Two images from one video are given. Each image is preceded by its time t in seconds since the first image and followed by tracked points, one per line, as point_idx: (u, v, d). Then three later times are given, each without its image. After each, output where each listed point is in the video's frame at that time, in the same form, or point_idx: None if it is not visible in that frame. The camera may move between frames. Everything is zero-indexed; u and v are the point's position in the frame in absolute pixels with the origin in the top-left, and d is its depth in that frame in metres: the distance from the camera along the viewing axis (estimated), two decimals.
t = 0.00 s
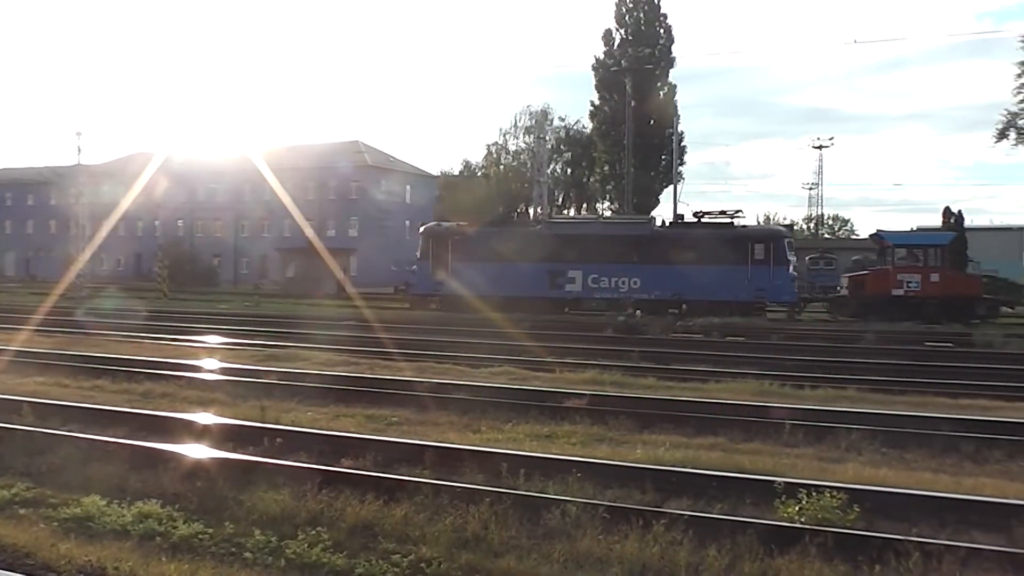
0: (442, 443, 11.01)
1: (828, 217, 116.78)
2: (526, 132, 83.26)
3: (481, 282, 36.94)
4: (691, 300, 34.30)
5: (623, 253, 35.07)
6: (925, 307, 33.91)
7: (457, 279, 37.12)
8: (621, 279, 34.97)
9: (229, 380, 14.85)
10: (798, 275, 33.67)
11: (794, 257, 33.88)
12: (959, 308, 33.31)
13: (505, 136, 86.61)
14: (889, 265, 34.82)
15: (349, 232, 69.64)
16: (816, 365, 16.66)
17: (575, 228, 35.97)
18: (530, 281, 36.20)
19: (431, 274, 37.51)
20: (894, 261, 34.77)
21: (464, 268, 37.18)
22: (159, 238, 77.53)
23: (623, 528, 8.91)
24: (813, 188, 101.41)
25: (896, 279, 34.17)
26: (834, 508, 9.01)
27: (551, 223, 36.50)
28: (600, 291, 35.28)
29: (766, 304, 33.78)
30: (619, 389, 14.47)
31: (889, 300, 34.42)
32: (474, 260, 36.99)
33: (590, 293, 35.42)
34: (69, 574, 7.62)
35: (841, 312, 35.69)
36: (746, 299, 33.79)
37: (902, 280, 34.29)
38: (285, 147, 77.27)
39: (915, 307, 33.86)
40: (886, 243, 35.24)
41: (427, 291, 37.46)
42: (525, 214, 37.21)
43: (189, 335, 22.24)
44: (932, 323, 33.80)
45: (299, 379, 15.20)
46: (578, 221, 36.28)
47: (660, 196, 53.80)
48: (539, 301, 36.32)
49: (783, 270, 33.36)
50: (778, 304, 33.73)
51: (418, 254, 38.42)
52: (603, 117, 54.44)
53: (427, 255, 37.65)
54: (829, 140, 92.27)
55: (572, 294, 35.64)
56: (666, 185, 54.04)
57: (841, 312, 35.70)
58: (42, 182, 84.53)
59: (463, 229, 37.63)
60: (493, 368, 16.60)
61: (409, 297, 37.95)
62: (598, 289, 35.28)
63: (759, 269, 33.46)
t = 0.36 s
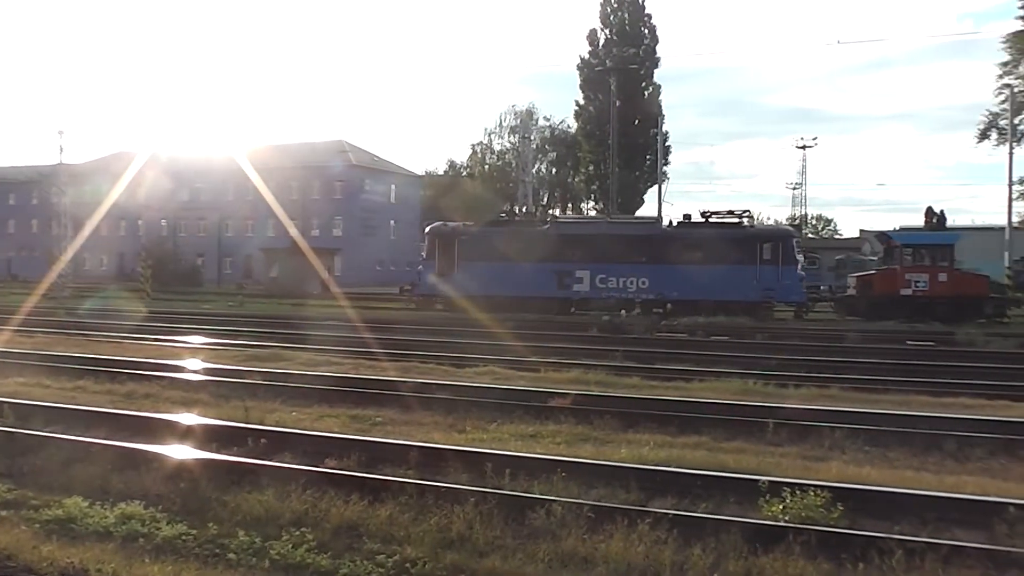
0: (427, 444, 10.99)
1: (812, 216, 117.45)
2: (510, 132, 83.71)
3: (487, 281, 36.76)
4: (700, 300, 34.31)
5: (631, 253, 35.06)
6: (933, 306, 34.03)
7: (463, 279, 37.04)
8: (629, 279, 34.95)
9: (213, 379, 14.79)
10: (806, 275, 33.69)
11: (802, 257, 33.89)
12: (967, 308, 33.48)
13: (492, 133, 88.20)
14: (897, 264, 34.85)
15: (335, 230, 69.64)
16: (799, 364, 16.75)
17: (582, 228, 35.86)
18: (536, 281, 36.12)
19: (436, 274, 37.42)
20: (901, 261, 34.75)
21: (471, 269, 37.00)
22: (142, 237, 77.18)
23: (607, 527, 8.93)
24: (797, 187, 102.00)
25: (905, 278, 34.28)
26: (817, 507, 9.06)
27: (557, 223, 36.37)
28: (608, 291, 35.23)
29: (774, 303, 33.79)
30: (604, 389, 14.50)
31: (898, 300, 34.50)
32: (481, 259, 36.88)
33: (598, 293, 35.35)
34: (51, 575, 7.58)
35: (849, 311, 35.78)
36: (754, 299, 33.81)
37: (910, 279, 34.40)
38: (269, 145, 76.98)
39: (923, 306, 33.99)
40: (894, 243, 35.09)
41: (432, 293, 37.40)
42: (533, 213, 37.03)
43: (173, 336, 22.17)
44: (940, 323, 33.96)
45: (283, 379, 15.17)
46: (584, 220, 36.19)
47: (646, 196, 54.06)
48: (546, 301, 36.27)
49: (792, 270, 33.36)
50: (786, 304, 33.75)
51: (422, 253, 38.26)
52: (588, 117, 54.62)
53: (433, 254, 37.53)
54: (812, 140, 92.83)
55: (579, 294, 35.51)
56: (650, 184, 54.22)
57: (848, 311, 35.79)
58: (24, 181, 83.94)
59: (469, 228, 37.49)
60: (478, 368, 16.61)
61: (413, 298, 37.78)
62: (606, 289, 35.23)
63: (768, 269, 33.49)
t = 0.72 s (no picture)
0: (412, 443, 10.98)
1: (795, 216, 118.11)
2: (494, 132, 84.62)
3: (491, 281, 36.61)
4: (709, 300, 34.42)
5: (638, 253, 35.05)
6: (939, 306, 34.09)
7: (468, 279, 36.81)
8: (636, 280, 34.95)
9: (195, 379, 14.71)
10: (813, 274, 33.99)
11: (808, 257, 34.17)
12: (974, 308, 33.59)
13: (475, 133, 89.24)
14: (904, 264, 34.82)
15: (318, 230, 69.59)
16: (782, 363, 16.80)
17: (588, 228, 35.79)
18: (543, 281, 35.99)
19: (443, 273, 37.24)
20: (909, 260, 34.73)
21: (478, 268, 36.87)
22: (123, 236, 76.76)
23: (591, 527, 8.94)
24: (780, 186, 102.50)
25: (912, 278, 34.23)
26: (800, 506, 9.10)
27: (564, 222, 36.24)
28: (615, 291, 35.23)
29: (782, 303, 34.01)
30: (589, 388, 14.51)
31: (906, 300, 34.41)
32: (486, 259, 36.73)
33: (605, 293, 35.30)
34: None
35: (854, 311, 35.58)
36: (762, 300, 34.00)
37: (917, 279, 34.35)
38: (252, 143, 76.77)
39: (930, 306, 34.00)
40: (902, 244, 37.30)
41: (437, 291, 37.25)
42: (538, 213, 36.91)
43: (154, 335, 22.04)
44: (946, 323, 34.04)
45: (267, 379, 15.12)
46: (589, 220, 36.11)
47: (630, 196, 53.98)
48: (552, 300, 36.18)
49: (800, 270, 33.61)
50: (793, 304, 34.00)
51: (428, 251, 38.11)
52: (572, 117, 54.67)
53: (439, 253, 37.38)
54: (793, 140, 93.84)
55: (587, 294, 35.44)
56: (635, 184, 54.20)
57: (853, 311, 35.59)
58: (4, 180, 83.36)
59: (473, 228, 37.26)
60: (463, 368, 16.59)
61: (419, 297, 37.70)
62: (613, 289, 35.21)
63: (776, 269, 33.69)
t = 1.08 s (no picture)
0: (395, 443, 10.96)
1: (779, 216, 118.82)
2: (479, 131, 86.40)
3: (498, 280, 36.26)
4: (718, 300, 34.60)
5: (646, 253, 35.11)
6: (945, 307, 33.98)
7: (473, 279, 36.52)
8: (645, 280, 35.02)
9: (177, 378, 14.64)
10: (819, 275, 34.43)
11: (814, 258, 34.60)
12: (981, 309, 33.49)
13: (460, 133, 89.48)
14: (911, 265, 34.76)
15: (301, 229, 69.45)
16: (764, 363, 16.86)
17: (596, 228, 35.73)
18: (549, 281, 35.80)
19: (449, 274, 36.74)
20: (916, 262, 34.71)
21: (484, 268, 36.51)
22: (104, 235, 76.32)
23: (575, 526, 8.95)
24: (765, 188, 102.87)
25: (919, 279, 34.14)
26: (783, 505, 9.13)
27: (570, 221, 36.08)
28: (623, 292, 35.23)
29: (789, 304, 34.38)
30: (573, 387, 14.54)
31: (914, 300, 34.15)
32: (492, 259, 36.35)
33: (613, 293, 35.29)
34: None
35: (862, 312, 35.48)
36: (769, 300, 34.31)
37: (924, 280, 34.27)
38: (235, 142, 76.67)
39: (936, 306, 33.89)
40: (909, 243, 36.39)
41: (445, 292, 36.76)
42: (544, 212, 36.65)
43: (136, 335, 21.93)
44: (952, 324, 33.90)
45: (250, 378, 15.06)
46: (596, 220, 36.06)
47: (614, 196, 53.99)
48: (558, 300, 36.00)
49: (807, 271, 34.01)
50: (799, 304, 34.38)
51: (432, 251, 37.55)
52: (557, 117, 54.76)
53: (445, 253, 36.84)
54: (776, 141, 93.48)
55: (595, 294, 35.35)
56: (620, 184, 54.30)
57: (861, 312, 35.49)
58: None
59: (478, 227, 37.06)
60: (446, 367, 16.57)
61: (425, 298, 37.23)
62: (621, 289, 35.21)
63: (783, 269, 34.07)
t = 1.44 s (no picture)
0: (378, 443, 10.95)
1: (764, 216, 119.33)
2: (463, 131, 85.83)
3: (506, 280, 36.24)
4: (725, 300, 34.67)
5: (653, 253, 35.21)
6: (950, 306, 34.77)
7: (478, 278, 36.48)
8: (652, 280, 35.11)
9: (159, 378, 14.56)
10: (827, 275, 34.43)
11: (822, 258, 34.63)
12: (986, 308, 34.27)
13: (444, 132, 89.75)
14: (917, 265, 35.54)
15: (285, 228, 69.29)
16: (748, 363, 16.91)
17: (603, 228, 35.87)
18: (556, 282, 35.82)
19: (455, 274, 36.73)
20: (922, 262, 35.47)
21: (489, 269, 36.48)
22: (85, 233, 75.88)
23: (559, 526, 8.95)
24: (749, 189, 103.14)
25: (925, 280, 34.94)
26: (765, 504, 9.16)
27: (577, 222, 36.19)
28: (630, 292, 35.37)
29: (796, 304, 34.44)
30: (556, 387, 14.57)
31: (919, 300, 35.04)
32: (500, 258, 36.34)
33: (620, 293, 35.43)
34: None
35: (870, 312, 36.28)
36: (777, 300, 34.37)
37: (930, 280, 35.05)
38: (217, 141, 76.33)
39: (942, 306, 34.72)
40: (915, 243, 36.98)
41: (450, 292, 36.72)
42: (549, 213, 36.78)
43: (117, 334, 21.77)
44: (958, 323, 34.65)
45: (233, 377, 15.00)
46: (602, 220, 36.17)
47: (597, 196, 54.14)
48: (564, 300, 36.06)
49: (815, 271, 34.02)
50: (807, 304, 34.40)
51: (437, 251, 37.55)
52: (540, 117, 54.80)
53: (451, 253, 36.79)
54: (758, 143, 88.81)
55: (602, 294, 35.48)
56: (603, 184, 54.47)
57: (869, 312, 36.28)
58: None
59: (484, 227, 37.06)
60: (430, 366, 16.57)
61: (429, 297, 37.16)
62: (628, 289, 35.36)
63: (791, 269, 34.11)
